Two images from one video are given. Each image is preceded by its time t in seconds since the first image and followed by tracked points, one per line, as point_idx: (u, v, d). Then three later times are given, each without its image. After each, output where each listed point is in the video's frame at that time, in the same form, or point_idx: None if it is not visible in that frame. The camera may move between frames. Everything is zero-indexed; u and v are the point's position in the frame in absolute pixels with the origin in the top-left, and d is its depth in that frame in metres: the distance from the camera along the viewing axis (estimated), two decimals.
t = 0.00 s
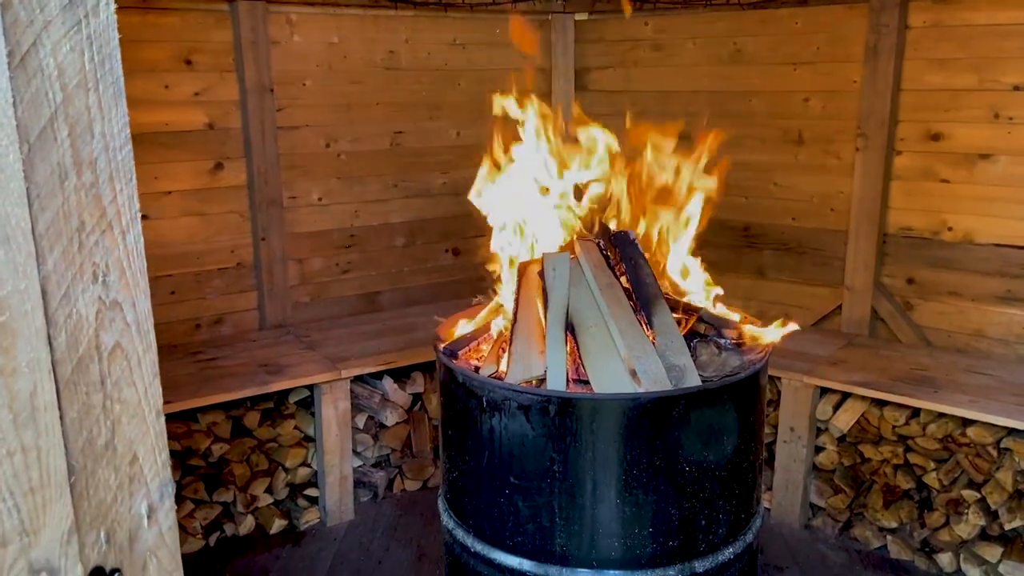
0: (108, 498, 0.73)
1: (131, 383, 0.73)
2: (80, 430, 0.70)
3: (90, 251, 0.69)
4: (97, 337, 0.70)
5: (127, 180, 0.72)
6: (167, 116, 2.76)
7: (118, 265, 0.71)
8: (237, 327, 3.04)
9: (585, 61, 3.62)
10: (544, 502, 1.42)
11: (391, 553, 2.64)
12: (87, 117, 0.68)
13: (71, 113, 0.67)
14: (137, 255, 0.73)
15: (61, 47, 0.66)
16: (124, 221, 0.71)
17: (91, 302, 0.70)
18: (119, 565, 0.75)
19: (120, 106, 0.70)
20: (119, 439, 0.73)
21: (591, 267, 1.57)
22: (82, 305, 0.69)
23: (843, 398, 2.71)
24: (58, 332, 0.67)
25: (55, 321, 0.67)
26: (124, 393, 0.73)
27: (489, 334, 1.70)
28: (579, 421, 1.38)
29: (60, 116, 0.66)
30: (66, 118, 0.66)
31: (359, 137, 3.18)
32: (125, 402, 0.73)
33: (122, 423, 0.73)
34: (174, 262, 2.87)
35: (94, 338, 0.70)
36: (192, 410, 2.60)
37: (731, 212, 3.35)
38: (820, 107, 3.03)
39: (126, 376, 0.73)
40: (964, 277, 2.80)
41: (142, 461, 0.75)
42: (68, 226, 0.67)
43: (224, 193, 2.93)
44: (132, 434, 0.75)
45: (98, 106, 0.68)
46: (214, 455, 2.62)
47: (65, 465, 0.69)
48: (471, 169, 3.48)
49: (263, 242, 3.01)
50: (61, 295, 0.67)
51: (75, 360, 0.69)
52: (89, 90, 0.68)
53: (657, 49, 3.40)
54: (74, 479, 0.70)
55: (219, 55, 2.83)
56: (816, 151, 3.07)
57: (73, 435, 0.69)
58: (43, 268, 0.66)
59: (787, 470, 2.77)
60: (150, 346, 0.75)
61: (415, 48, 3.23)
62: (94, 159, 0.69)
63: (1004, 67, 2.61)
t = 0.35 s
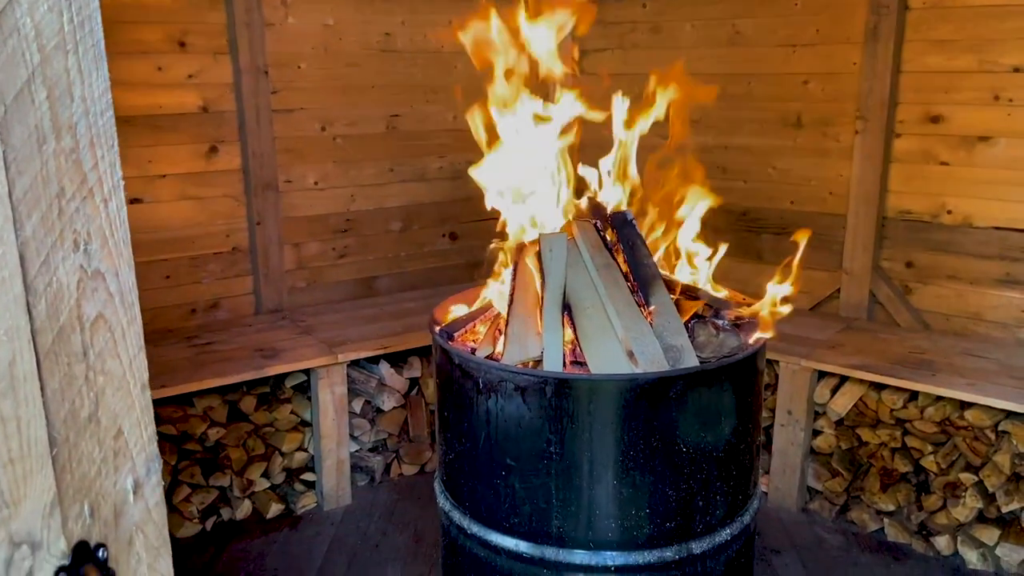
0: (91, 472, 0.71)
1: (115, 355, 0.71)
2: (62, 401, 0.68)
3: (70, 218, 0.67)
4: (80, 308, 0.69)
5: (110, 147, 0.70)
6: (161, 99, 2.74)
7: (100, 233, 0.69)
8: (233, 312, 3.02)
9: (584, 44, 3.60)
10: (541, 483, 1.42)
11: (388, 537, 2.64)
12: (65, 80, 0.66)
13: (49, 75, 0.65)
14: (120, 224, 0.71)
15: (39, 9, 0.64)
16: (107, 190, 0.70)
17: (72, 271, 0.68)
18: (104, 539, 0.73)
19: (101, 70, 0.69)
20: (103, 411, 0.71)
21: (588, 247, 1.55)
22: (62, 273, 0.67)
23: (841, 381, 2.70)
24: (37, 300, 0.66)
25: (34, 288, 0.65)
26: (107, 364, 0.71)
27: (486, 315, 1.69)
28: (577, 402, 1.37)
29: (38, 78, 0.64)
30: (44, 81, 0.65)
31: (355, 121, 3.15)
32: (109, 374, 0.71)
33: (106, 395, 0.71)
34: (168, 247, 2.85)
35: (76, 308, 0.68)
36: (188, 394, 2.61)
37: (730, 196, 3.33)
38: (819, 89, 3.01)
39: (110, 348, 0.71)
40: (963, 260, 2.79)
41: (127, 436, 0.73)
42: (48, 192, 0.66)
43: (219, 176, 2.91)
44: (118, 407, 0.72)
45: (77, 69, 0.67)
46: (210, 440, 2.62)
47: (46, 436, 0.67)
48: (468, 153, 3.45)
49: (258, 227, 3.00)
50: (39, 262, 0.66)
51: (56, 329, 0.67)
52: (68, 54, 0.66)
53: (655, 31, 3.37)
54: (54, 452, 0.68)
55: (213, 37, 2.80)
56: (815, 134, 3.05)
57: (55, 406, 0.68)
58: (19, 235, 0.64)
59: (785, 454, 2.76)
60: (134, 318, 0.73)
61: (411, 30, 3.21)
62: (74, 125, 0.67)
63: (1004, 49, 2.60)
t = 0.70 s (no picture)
0: (70, 445, 0.62)
1: (94, 325, 0.63)
2: (36, 371, 0.59)
3: (44, 182, 0.58)
4: (54, 275, 0.60)
5: (87, 110, 0.62)
6: (155, 78, 2.71)
7: (76, 197, 0.61)
8: (229, 294, 3.01)
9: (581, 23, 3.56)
10: (538, 462, 1.41)
11: (386, 519, 2.64)
12: (37, 37, 0.57)
13: (19, 32, 0.56)
14: (98, 189, 0.63)
15: None
16: (83, 154, 0.61)
17: (45, 236, 0.59)
18: (83, 515, 0.64)
19: (75, 28, 0.61)
20: (81, 383, 0.62)
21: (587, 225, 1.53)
22: (35, 237, 0.58)
23: (840, 362, 2.70)
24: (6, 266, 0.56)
25: (5, 254, 0.56)
26: (85, 335, 0.62)
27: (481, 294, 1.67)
28: (575, 381, 1.36)
29: (8, 35, 0.55)
30: (14, 39, 0.56)
31: (351, 101, 3.12)
32: (88, 346, 0.63)
33: (84, 368, 0.62)
34: (163, 228, 2.83)
35: (50, 274, 0.59)
36: (184, 376, 2.61)
37: (730, 177, 3.31)
38: (820, 69, 2.98)
39: (88, 318, 0.63)
40: (963, 241, 2.78)
41: (108, 408, 0.65)
42: (18, 153, 0.56)
43: (214, 157, 2.88)
44: (97, 379, 0.64)
45: (50, 26, 0.58)
46: (207, 422, 2.62)
47: (20, 408, 0.58)
48: (465, 134, 3.42)
49: (253, 208, 2.98)
50: (10, 226, 0.56)
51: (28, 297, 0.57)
52: (39, 10, 0.58)
53: (654, 10, 3.34)
54: (31, 425, 0.59)
55: (207, 15, 2.77)
56: (816, 114, 3.03)
57: (29, 376, 0.58)
58: None
59: (784, 435, 2.76)
60: (114, 288, 0.65)
61: (408, 9, 3.17)
62: (46, 83, 0.58)
63: (1007, 27, 2.57)
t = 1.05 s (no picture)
0: (51, 414, 0.59)
1: (74, 290, 0.60)
2: (15, 338, 0.56)
3: (21, 140, 0.56)
4: (33, 237, 0.57)
5: (62, 67, 0.60)
6: (148, 53, 2.67)
7: (52, 157, 0.59)
8: (225, 273, 2.99)
9: None
10: (538, 439, 1.40)
11: (384, 498, 2.63)
12: None
13: None
14: (75, 150, 0.61)
15: None
16: (60, 112, 0.59)
17: (22, 197, 0.56)
18: (67, 486, 0.61)
19: None
20: (62, 350, 0.60)
21: (586, 200, 1.51)
22: (13, 198, 0.55)
23: (840, 341, 2.69)
24: None
25: None
26: (65, 300, 0.60)
27: (478, 271, 1.65)
28: (575, 357, 1.34)
29: None
30: None
31: (347, 77, 3.09)
32: (68, 311, 0.60)
33: (65, 334, 0.60)
34: (158, 206, 2.80)
35: (28, 237, 0.57)
36: (181, 354, 2.58)
37: (730, 155, 3.29)
38: (822, 44, 2.95)
39: (67, 282, 0.60)
40: (965, 218, 2.76)
41: (90, 376, 0.63)
42: None
43: (208, 134, 2.85)
44: (78, 346, 0.62)
45: None
46: (204, 401, 2.61)
47: None
48: (464, 112, 3.38)
49: (249, 185, 2.95)
50: None
51: (9, 259, 0.55)
52: None
53: None
54: (10, 392, 0.55)
55: None
56: (817, 90, 3.00)
57: (9, 344, 0.55)
58: None
59: (783, 414, 2.75)
60: (93, 253, 0.63)
61: None
62: (21, 37, 0.56)
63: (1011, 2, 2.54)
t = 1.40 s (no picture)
0: (31, 382, 0.57)
1: (55, 254, 0.59)
2: None
3: None
4: (14, 199, 0.55)
5: (40, 23, 0.58)
6: (139, 27, 2.64)
7: (31, 116, 0.57)
8: (219, 251, 2.97)
9: None
10: (535, 414, 1.39)
11: (381, 475, 2.63)
12: None
13: None
14: (54, 110, 0.59)
15: None
16: (37, 69, 0.57)
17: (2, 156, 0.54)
18: (49, 457, 0.59)
19: None
20: (44, 317, 0.58)
21: (584, 173, 1.48)
22: None
23: (838, 318, 2.68)
24: None
25: None
26: (46, 265, 0.58)
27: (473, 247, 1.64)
28: (573, 332, 1.33)
29: None
30: None
31: (342, 52, 3.05)
32: (49, 276, 0.58)
33: (47, 299, 0.58)
34: (151, 182, 2.78)
35: (9, 199, 0.55)
36: (176, 331, 2.57)
37: (729, 131, 3.27)
38: (822, 19, 2.93)
39: (47, 247, 0.58)
40: (965, 195, 2.74)
41: (73, 345, 0.61)
42: None
43: (201, 110, 2.82)
44: (60, 313, 0.60)
45: None
46: (199, 378, 2.59)
47: None
48: (460, 88, 3.34)
49: (243, 161, 2.92)
50: None
51: None
52: None
53: None
54: None
55: None
56: (818, 66, 2.98)
57: None
58: None
59: (780, 392, 2.75)
60: (74, 217, 0.62)
61: None
62: None
63: None
